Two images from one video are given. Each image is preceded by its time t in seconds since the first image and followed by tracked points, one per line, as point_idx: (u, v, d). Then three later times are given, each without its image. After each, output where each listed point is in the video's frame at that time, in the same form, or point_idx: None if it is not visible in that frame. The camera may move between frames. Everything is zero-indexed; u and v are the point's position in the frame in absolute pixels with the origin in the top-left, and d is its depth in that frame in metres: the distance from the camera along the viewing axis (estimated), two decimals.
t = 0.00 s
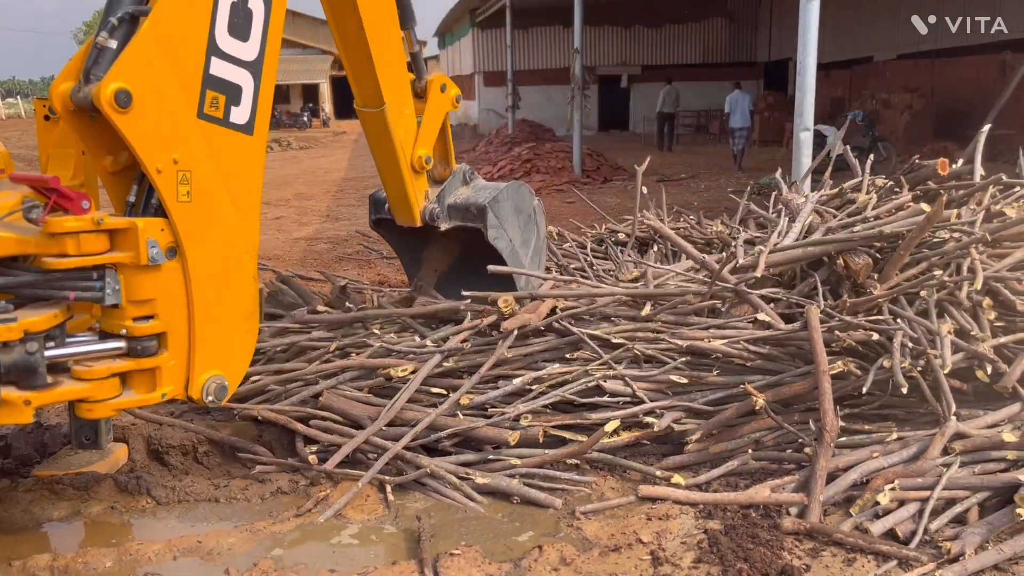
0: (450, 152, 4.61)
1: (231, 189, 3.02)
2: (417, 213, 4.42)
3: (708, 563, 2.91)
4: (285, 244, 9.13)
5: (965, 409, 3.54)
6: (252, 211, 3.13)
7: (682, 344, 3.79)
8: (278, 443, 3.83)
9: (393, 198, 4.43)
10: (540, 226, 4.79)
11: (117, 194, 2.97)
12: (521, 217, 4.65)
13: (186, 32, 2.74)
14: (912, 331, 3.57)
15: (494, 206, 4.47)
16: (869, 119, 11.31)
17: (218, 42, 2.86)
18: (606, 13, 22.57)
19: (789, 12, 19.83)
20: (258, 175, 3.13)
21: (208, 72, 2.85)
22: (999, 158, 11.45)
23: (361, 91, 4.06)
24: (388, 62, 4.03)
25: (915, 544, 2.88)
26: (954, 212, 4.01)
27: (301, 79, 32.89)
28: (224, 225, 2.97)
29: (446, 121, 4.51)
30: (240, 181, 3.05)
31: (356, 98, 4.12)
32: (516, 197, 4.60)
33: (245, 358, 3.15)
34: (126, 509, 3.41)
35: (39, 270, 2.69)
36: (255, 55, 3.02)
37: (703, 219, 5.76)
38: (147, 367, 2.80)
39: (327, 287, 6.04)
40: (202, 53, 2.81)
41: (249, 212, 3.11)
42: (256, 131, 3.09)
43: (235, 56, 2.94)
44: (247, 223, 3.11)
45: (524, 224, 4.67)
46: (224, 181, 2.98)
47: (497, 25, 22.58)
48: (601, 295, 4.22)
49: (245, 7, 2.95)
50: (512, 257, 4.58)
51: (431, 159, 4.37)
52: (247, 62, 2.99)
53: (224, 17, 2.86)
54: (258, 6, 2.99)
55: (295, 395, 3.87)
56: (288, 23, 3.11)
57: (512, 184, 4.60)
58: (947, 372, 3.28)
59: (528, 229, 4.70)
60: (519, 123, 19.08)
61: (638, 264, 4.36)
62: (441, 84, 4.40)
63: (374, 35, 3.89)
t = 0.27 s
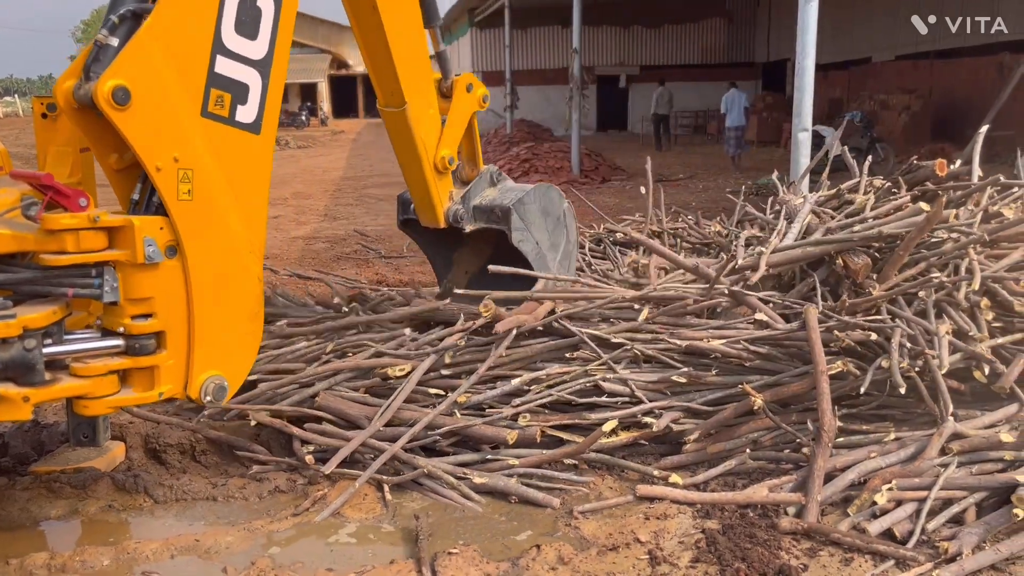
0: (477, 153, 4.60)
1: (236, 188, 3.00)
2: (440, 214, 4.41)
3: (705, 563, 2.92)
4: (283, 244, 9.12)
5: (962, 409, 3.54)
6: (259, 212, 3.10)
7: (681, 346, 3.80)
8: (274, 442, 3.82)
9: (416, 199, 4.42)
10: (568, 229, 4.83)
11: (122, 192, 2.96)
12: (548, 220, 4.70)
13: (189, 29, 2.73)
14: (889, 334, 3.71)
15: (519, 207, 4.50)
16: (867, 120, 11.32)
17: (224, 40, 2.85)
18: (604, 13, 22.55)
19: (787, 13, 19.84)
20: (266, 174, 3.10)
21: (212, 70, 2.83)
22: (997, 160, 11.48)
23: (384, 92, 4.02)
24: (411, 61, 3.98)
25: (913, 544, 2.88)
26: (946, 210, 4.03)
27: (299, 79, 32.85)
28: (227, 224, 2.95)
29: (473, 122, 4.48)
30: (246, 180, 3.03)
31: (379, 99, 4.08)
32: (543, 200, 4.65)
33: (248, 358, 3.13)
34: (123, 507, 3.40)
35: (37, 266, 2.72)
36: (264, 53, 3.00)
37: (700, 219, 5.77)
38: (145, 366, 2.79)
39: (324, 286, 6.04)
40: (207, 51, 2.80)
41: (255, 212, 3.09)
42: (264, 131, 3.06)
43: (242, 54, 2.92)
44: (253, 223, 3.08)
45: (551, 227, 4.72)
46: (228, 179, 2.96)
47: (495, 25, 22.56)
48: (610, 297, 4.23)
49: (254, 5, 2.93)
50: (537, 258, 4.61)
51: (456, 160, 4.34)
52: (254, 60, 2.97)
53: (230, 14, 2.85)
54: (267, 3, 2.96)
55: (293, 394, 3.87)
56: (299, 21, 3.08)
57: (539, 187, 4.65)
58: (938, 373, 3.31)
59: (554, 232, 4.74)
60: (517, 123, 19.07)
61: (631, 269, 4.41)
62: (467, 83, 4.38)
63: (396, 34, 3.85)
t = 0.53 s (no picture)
0: (535, 150, 4.49)
1: (242, 190, 2.91)
2: (492, 214, 4.30)
3: (702, 562, 2.92)
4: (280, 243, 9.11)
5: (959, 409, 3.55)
6: (267, 214, 3.00)
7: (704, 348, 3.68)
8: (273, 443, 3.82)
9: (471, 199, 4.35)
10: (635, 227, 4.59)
11: (131, 190, 2.95)
12: (611, 219, 4.48)
13: (189, 27, 2.68)
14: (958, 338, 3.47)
15: (574, 208, 4.32)
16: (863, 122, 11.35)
17: (231, 37, 2.77)
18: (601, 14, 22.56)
19: (784, 14, 19.85)
20: (279, 176, 3.00)
21: (218, 69, 2.76)
22: (992, 162, 11.51)
23: (431, 91, 3.97)
24: (458, 58, 3.89)
25: (909, 544, 2.89)
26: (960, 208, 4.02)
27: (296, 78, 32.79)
28: (232, 226, 2.86)
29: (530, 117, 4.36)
30: (256, 181, 2.94)
31: (427, 97, 4.03)
32: (606, 198, 4.43)
33: (253, 363, 3.02)
34: (120, 506, 3.40)
35: (35, 265, 2.73)
36: (277, 51, 2.90)
37: (698, 219, 5.78)
38: (139, 368, 2.75)
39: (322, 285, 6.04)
40: (211, 49, 2.73)
41: (264, 215, 2.99)
42: (275, 131, 2.96)
43: (253, 53, 2.84)
44: (261, 226, 2.98)
45: (615, 226, 4.49)
46: (233, 180, 2.88)
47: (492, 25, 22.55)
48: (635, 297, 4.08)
49: (267, 2, 2.83)
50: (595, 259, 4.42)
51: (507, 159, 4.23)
52: (267, 59, 2.88)
53: (238, 11, 2.77)
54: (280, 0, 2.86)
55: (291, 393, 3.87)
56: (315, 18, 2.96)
57: (602, 184, 4.43)
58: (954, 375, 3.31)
59: (617, 230, 4.51)
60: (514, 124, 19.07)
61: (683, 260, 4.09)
62: (521, 78, 4.26)
63: (438, 31, 3.76)
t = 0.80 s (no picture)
0: (549, 152, 4.21)
1: (245, 191, 2.88)
2: (506, 225, 4.04)
3: (698, 562, 2.94)
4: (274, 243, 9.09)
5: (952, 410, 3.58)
6: (270, 217, 2.96)
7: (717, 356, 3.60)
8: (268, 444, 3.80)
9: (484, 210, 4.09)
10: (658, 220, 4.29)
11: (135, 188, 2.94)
12: (631, 216, 4.17)
13: (193, 27, 2.67)
14: (979, 340, 3.45)
15: (591, 211, 4.00)
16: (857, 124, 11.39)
17: (237, 37, 2.75)
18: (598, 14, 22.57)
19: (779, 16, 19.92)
20: (282, 178, 2.96)
21: (222, 69, 2.74)
22: (986, 164, 11.57)
23: (445, 96, 3.73)
24: (469, 59, 3.65)
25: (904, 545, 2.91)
26: (967, 207, 3.98)
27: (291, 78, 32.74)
28: (233, 228, 2.83)
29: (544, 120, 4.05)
30: (258, 182, 2.90)
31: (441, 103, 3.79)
32: (624, 195, 4.11)
33: (253, 366, 2.98)
34: (116, 505, 3.39)
35: (33, 264, 2.73)
36: (285, 52, 2.86)
37: (693, 220, 5.80)
38: (135, 368, 2.74)
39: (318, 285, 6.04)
40: (215, 49, 2.72)
41: (267, 217, 2.96)
42: (280, 133, 2.92)
43: (259, 53, 2.81)
44: (264, 228, 2.95)
45: (635, 224, 4.19)
46: (235, 180, 2.85)
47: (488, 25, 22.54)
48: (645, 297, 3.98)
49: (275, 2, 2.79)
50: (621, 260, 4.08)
51: (522, 166, 3.96)
52: (273, 60, 2.84)
53: (245, 12, 2.74)
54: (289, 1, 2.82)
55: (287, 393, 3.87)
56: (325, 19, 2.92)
57: (618, 182, 4.09)
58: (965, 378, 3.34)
59: (639, 227, 4.20)
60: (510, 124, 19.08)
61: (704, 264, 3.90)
62: (530, 80, 3.93)
63: (451, 30, 3.54)
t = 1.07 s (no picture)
0: (551, 166, 3.93)
1: (251, 193, 2.87)
2: (507, 244, 3.80)
3: (691, 562, 2.95)
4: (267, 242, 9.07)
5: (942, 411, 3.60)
6: (274, 221, 2.95)
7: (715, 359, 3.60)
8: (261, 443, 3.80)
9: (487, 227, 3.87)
10: (662, 237, 4.00)
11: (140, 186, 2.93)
12: (634, 231, 3.84)
13: (208, 28, 2.66)
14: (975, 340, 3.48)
15: (593, 229, 3.68)
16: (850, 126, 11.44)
17: (251, 41, 2.74)
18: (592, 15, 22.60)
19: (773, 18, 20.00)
20: (288, 182, 2.94)
21: (235, 71, 2.73)
22: (977, 166, 11.64)
23: (452, 110, 3.57)
24: (477, 71, 3.48)
25: (896, 544, 2.93)
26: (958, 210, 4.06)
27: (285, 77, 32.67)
28: (238, 230, 2.83)
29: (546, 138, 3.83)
30: (264, 185, 2.89)
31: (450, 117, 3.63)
32: (626, 210, 3.77)
33: (248, 368, 2.97)
34: (109, 504, 3.38)
35: (27, 262, 2.72)
36: (298, 58, 2.85)
37: (686, 222, 5.83)
38: (127, 367, 2.72)
39: (312, 285, 6.04)
40: (229, 51, 2.70)
41: (272, 221, 2.94)
42: (289, 139, 2.90)
43: (272, 58, 2.80)
44: (267, 233, 2.94)
45: (639, 239, 3.86)
46: (240, 182, 2.83)
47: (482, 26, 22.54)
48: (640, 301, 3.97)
49: (291, 8, 2.79)
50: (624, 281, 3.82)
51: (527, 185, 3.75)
52: (286, 65, 2.83)
53: (261, 16, 2.73)
54: (305, 8, 2.82)
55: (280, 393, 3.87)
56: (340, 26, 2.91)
57: (619, 196, 3.76)
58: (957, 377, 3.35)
59: (642, 243, 3.89)
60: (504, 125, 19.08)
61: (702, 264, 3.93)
62: (532, 97, 3.68)
63: (459, 39, 3.38)
